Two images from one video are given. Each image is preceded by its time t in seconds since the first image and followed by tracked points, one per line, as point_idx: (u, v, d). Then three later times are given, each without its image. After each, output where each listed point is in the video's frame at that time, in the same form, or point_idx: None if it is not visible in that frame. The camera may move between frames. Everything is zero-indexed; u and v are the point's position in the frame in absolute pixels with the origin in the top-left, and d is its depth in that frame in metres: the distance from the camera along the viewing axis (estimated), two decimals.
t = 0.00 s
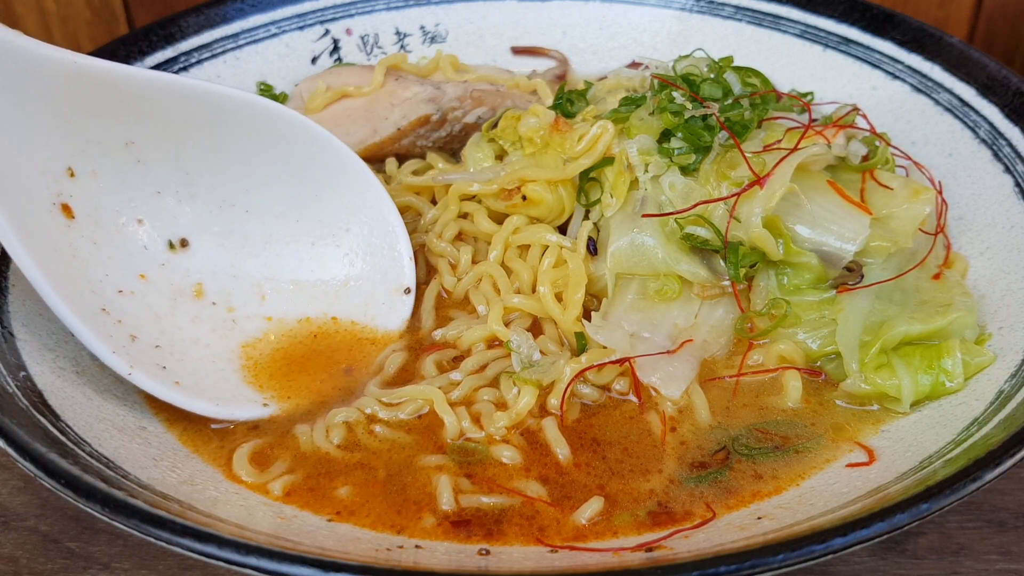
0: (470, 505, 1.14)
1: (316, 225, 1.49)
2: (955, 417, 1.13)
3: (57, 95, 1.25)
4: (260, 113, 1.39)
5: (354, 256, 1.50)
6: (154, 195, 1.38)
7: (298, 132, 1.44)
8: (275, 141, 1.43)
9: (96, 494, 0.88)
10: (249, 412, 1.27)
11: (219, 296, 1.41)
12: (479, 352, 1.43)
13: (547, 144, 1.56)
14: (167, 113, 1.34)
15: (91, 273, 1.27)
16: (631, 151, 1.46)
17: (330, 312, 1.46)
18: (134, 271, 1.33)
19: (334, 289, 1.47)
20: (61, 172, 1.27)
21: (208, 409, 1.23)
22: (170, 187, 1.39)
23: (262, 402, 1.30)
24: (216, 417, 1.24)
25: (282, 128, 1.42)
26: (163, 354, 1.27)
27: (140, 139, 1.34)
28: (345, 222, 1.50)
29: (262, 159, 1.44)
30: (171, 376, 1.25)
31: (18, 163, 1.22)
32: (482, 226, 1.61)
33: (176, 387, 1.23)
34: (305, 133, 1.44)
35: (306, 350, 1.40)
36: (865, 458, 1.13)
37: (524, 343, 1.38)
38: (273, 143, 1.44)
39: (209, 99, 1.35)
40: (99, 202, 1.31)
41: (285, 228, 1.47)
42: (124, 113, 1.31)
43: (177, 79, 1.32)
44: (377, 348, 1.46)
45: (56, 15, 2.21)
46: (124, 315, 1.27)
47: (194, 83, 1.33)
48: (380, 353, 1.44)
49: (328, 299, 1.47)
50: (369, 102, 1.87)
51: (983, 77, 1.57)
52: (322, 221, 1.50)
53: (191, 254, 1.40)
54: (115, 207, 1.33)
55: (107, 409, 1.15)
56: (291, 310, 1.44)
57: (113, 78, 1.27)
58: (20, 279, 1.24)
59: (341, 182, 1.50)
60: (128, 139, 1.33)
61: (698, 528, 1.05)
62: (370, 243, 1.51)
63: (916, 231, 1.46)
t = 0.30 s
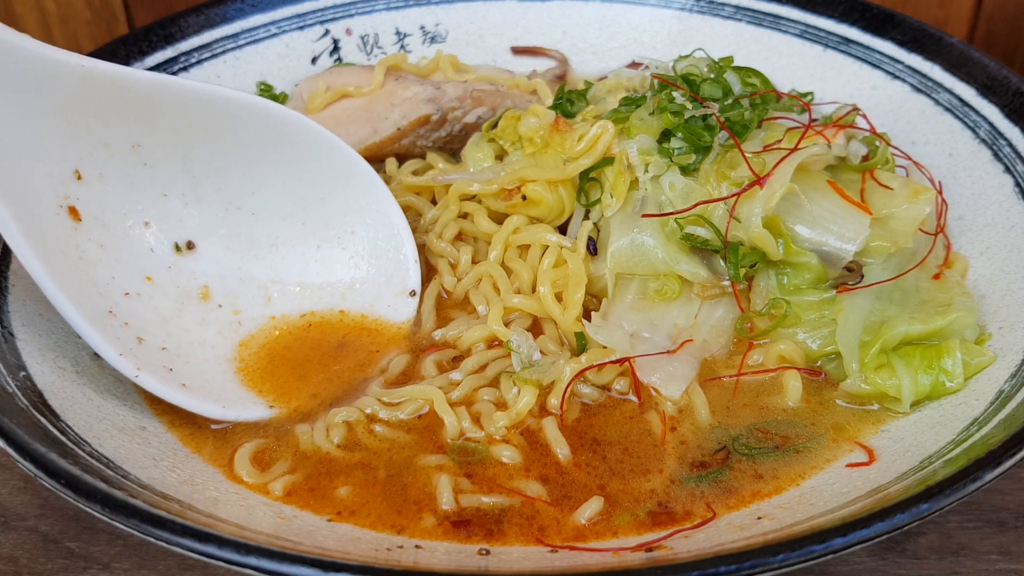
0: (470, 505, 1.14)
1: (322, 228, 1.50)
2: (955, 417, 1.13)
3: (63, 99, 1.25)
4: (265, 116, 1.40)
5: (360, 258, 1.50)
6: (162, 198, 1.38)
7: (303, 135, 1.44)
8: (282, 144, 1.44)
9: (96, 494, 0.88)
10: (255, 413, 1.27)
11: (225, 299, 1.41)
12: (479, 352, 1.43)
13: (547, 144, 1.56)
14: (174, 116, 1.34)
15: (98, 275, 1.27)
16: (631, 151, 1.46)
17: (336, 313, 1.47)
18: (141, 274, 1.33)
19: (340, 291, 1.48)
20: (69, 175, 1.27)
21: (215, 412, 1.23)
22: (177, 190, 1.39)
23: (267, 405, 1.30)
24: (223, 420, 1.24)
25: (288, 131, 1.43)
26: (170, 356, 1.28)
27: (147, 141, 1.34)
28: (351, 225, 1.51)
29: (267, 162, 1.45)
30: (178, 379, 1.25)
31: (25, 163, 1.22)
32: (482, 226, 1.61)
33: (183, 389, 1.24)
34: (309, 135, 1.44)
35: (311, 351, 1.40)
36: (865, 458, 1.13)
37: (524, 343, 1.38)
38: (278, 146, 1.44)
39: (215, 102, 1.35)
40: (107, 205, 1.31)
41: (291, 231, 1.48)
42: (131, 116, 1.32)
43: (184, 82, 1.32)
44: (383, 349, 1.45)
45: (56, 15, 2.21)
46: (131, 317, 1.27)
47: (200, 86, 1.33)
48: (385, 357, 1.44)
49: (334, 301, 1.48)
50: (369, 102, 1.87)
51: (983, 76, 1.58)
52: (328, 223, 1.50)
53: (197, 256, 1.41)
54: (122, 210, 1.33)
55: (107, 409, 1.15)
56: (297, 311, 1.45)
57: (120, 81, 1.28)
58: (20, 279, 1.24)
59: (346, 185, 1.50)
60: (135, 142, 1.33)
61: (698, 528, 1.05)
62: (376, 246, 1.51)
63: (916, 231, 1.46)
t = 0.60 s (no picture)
0: (470, 504, 1.14)
1: (325, 230, 1.50)
2: (955, 417, 1.13)
3: (67, 100, 1.25)
4: (269, 118, 1.40)
5: (363, 261, 1.51)
6: (166, 200, 1.38)
7: (307, 137, 1.44)
8: (286, 146, 1.44)
9: (96, 494, 0.88)
10: (258, 416, 1.27)
11: (228, 301, 1.42)
12: (479, 352, 1.43)
13: (547, 144, 1.56)
14: (178, 118, 1.35)
15: (102, 277, 1.27)
16: (631, 151, 1.46)
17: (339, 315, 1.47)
18: (144, 276, 1.34)
19: (343, 294, 1.48)
20: (73, 177, 1.27)
21: (219, 414, 1.23)
22: (180, 192, 1.39)
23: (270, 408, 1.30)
24: (226, 423, 1.24)
25: (292, 133, 1.43)
26: (173, 358, 1.28)
27: (150, 143, 1.35)
28: (354, 228, 1.51)
29: (271, 164, 1.45)
30: (181, 381, 1.25)
31: (29, 164, 1.22)
32: (482, 226, 1.61)
33: (187, 392, 1.24)
34: (313, 138, 1.45)
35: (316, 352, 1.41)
36: (865, 458, 1.13)
37: (525, 343, 1.38)
38: (282, 148, 1.44)
39: (219, 104, 1.36)
40: (110, 206, 1.32)
41: (294, 233, 1.48)
42: (135, 117, 1.32)
43: (188, 84, 1.33)
44: (387, 351, 1.45)
45: (56, 15, 2.21)
46: (135, 320, 1.27)
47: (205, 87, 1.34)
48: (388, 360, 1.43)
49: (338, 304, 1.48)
50: (369, 102, 1.87)
51: (983, 76, 1.58)
52: (332, 226, 1.50)
53: (202, 258, 1.41)
54: (125, 212, 1.34)
55: (107, 409, 1.15)
56: (299, 313, 1.46)
57: (125, 82, 1.28)
58: (20, 279, 1.24)
59: (350, 188, 1.50)
60: (138, 144, 1.34)
61: (698, 528, 1.05)
62: (379, 248, 1.51)
63: (916, 231, 1.46)
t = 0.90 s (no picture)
0: (470, 504, 1.14)
1: (324, 229, 1.50)
2: (955, 417, 1.13)
3: (66, 99, 1.25)
4: (269, 117, 1.40)
5: (363, 260, 1.51)
6: (165, 199, 1.38)
7: (307, 137, 1.45)
8: (286, 146, 1.45)
9: (96, 493, 0.88)
10: (257, 416, 1.27)
11: (228, 301, 1.42)
12: (479, 352, 1.43)
13: (547, 144, 1.56)
14: (178, 117, 1.35)
15: (101, 276, 1.27)
16: (631, 151, 1.46)
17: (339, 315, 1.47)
18: (144, 275, 1.34)
19: (343, 293, 1.49)
20: (72, 176, 1.27)
21: (218, 413, 1.23)
22: (180, 192, 1.39)
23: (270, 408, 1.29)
24: (225, 422, 1.24)
25: (291, 133, 1.44)
26: (172, 357, 1.28)
27: (150, 142, 1.35)
28: (354, 227, 1.51)
29: (270, 163, 1.45)
30: (181, 380, 1.25)
31: (29, 164, 1.22)
32: (482, 226, 1.61)
33: (186, 391, 1.24)
34: (313, 138, 1.45)
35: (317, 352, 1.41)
36: (865, 458, 1.13)
37: (525, 343, 1.38)
38: (282, 148, 1.45)
39: (219, 103, 1.36)
40: (109, 205, 1.32)
41: (293, 232, 1.48)
42: (135, 116, 1.32)
43: (188, 83, 1.33)
44: (386, 352, 1.45)
45: (56, 15, 2.21)
46: (135, 319, 1.28)
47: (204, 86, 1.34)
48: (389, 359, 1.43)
49: (337, 304, 1.48)
50: (369, 102, 1.87)
51: (983, 76, 1.58)
52: (331, 225, 1.50)
53: (201, 258, 1.41)
54: (125, 211, 1.34)
55: (107, 409, 1.15)
56: (299, 312, 1.46)
57: (124, 82, 1.28)
58: (20, 279, 1.24)
59: (349, 188, 1.50)
60: (138, 143, 1.34)
61: (698, 528, 1.05)
62: (379, 248, 1.51)
63: (916, 231, 1.46)
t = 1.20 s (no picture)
0: (470, 504, 1.14)
1: (326, 227, 1.50)
2: (955, 417, 1.13)
3: (68, 96, 1.26)
4: (274, 114, 1.41)
5: (364, 259, 1.50)
6: (166, 196, 1.38)
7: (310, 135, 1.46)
8: (287, 143, 1.45)
9: (96, 493, 0.88)
10: (259, 416, 1.26)
11: (229, 299, 1.41)
12: (479, 352, 1.43)
13: (547, 144, 1.56)
14: (179, 114, 1.35)
15: (101, 273, 1.27)
16: (631, 151, 1.46)
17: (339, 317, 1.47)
18: (144, 272, 1.33)
19: (345, 292, 1.48)
20: (72, 172, 1.27)
21: (217, 412, 1.23)
22: (181, 189, 1.39)
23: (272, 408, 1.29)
24: (226, 421, 1.24)
25: (292, 130, 1.44)
26: (172, 356, 1.28)
27: (151, 138, 1.34)
28: (355, 224, 1.51)
29: (271, 160, 1.45)
30: (181, 378, 1.25)
31: (28, 161, 1.22)
32: (482, 226, 1.61)
33: (187, 390, 1.23)
34: (316, 136, 1.46)
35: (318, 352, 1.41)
36: (865, 458, 1.13)
37: (524, 343, 1.38)
38: (285, 145, 1.45)
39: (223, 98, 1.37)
40: (109, 202, 1.31)
41: (295, 230, 1.48)
42: (136, 113, 1.32)
43: (190, 79, 1.33)
44: (389, 353, 1.45)
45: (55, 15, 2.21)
46: (135, 316, 1.27)
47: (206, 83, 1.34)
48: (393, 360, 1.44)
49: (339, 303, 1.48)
50: (369, 102, 1.87)
51: (983, 76, 1.58)
52: (333, 222, 1.50)
53: (201, 255, 1.41)
54: (125, 207, 1.33)
55: (107, 409, 1.15)
56: (301, 310, 1.45)
57: (126, 78, 1.29)
58: (20, 280, 1.24)
59: (351, 186, 1.51)
60: (139, 140, 1.33)
61: (698, 528, 1.05)
62: (380, 246, 1.51)
63: (916, 231, 1.46)
